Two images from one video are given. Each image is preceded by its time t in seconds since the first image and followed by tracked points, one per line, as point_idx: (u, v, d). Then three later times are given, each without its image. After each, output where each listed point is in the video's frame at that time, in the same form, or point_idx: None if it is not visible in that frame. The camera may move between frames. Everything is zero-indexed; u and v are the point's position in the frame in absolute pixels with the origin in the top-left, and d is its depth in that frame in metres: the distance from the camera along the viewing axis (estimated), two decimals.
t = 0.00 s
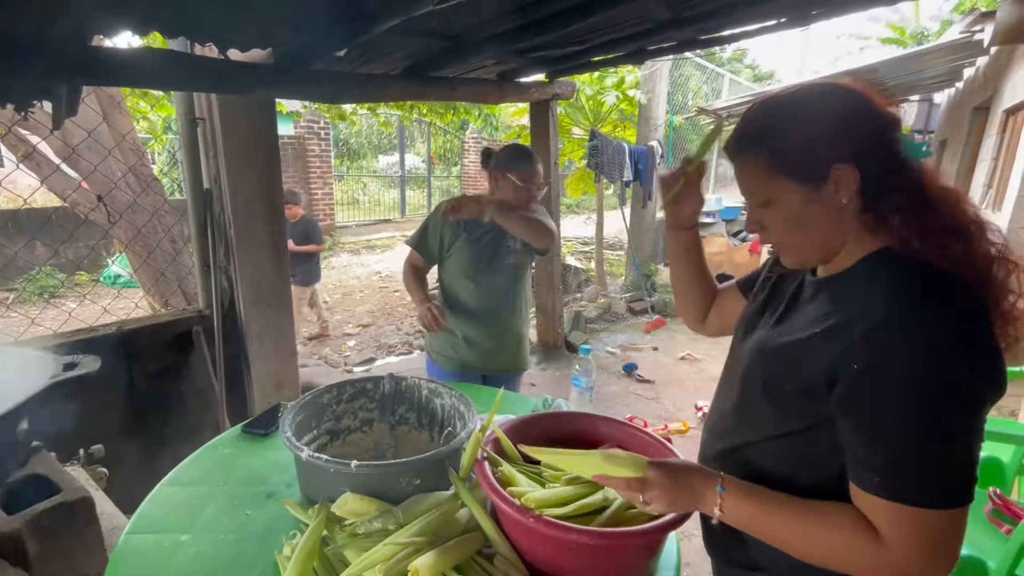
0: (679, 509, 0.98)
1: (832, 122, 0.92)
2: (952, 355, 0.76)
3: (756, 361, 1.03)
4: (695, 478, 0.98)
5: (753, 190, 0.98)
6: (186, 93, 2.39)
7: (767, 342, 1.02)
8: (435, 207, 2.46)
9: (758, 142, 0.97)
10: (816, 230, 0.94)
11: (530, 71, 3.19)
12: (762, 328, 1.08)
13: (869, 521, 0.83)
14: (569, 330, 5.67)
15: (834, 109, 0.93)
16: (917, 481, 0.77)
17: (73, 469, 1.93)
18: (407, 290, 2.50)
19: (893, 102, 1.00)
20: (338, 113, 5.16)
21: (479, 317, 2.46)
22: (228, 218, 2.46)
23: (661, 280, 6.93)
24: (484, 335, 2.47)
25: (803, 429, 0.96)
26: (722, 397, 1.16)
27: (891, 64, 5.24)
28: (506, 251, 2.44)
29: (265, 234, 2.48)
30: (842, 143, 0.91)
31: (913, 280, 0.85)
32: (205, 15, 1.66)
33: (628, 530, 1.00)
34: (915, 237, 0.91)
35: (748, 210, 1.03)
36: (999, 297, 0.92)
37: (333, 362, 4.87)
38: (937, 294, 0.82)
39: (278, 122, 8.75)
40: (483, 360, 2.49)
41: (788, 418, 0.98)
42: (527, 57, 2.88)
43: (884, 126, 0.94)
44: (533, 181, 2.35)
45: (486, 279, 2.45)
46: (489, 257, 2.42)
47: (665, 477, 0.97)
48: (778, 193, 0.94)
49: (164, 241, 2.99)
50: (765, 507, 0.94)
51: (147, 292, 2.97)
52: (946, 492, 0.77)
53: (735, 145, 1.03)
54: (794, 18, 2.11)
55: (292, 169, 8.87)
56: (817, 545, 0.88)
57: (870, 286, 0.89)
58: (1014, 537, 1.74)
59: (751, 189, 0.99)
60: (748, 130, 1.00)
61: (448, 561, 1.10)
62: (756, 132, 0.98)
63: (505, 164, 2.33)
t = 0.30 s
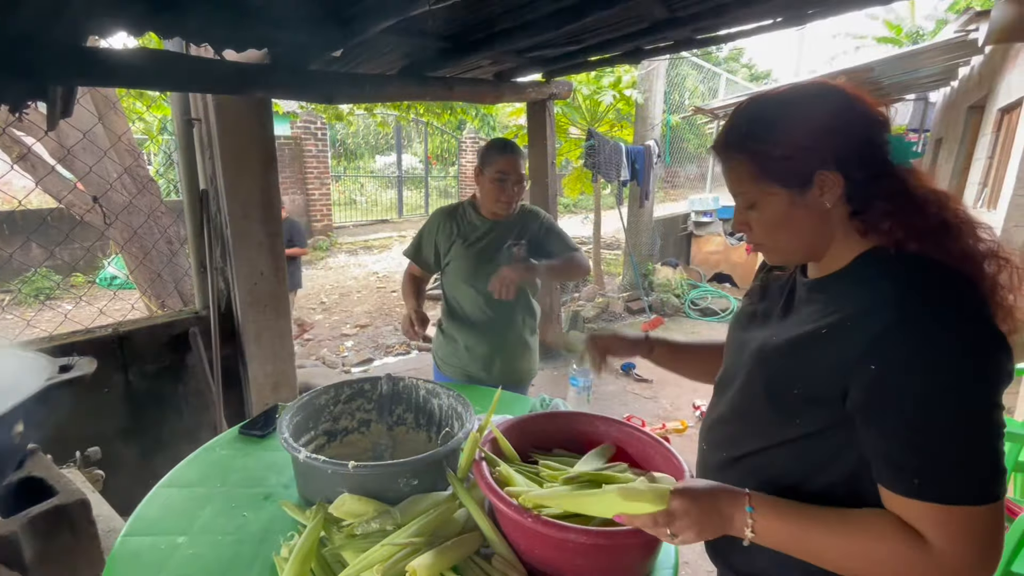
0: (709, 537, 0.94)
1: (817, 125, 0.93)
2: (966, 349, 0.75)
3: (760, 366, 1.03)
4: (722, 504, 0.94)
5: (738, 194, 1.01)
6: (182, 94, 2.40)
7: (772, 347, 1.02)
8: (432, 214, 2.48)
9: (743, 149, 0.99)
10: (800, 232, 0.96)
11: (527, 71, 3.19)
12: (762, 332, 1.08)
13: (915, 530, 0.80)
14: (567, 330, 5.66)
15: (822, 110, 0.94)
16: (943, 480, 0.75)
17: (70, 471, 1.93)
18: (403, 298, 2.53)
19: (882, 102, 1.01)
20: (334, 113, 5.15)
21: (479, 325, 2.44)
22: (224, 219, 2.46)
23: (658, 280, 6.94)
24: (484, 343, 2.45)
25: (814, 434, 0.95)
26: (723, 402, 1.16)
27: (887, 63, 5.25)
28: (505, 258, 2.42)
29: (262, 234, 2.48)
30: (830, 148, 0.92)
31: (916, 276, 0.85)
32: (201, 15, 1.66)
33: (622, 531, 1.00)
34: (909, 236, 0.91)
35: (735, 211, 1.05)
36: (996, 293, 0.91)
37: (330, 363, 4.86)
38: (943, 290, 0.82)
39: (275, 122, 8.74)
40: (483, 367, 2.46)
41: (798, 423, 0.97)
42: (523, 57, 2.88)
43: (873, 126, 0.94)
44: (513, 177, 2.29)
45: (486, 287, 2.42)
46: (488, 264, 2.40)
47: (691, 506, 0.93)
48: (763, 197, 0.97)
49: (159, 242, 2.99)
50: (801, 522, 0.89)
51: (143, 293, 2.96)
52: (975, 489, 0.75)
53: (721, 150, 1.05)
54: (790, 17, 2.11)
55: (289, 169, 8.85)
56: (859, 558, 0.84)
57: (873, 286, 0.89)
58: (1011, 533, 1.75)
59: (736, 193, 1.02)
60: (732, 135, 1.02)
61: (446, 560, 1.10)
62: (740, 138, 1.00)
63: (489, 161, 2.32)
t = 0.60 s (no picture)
0: (736, 542, 0.90)
1: (799, 124, 0.94)
2: (981, 332, 0.76)
3: (765, 369, 1.03)
4: (746, 507, 0.90)
5: (720, 192, 1.02)
6: (176, 95, 2.38)
7: (778, 349, 1.01)
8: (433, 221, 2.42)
9: (725, 150, 1.00)
10: (780, 230, 0.97)
11: (523, 70, 3.19)
12: (757, 334, 1.08)
13: (946, 521, 0.79)
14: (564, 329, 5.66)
15: (803, 109, 0.95)
16: (974, 468, 0.75)
17: (65, 474, 1.92)
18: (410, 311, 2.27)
19: (867, 104, 1.01)
20: (330, 113, 5.15)
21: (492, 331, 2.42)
22: (220, 220, 2.46)
23: (656, 279, 6.95)
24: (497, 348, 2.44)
25: (829, 435, 0.95)
26: (729, 408, 1.15)
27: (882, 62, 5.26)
28: (515, 264, 2.41)
29: (258, 236, 2.47)
30: (814, 147, 0.93)
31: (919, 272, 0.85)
32: (194, 14, 1.65)
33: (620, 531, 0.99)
34: (901, 231, 0.92)
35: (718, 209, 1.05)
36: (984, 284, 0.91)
37: (328, 363, 4.85)
38: (948, 278, 0.82)
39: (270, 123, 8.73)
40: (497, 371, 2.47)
41: (811, 425, 0.97)
42: (519, 56, 2.87)
43: (854, 124, 0.95)
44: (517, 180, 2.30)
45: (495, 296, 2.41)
46: (497, 270, 2.40)
47: (717, 514, 0.88)
48: (746, 196, 0.97)
49: (155, 243, 2.98)
50: (828, 521, 0.87)
51: (139, 294, 2.95)
52: (1003, 473, 0.75)
53: (704, 151, 1.05)
54: (786, 16, 2.11)
55: (286, 170, 8.83)
56: (890, 554, 0.83)
57: (876, 284, 0.89)
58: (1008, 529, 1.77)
59: (718, 191, 1.02)
60: (714, 136, 1.03)
61: (443, 559, 1.10)
62: (723, 138, 1.01)
63: (489, 161, 2.31)
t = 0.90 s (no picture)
0: (746, 548, 0.89)
1: (793, 123, 0.94)
2: (983, 330, 0.77)
3: (766, 369, 1.02)
4: (756, 512, 0.90)
5: (714, 191, 1.02)
6: (171, 96, 2.38)
7: (778, 349, 1.01)
8: (471, 226, 2.12)
9: (720, 148, 1.00)
10: (773, 228, 0.96)
11: (519, 71, 3.19)
12: (753, 335, 1.07)
13: (954, 515, 0.79)
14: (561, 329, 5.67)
15: (797, 108, 0.95)
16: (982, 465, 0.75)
17: (60, 477, 1.91)
18: (453, 322, 1.93)
19: (861, 104, 1.01)
20: (326, 113, 5.14)
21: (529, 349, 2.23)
22: (216, 221, 2.45)
23: (653, 279, 6.95)
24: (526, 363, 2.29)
25: (831, 435, 0.95)
26: (724, 409, 1.14)
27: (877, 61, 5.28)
28: (552, 278, 2.26)
29: (254, 237, 2.47)
30: (808, 146, 0.93)
31: (919, 270, 0.85)
32: (189, 15, 1.65)
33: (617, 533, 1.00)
34: (899, 228, 0.91)
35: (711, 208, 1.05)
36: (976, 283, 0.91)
37: (325, 364, 4.85)
38: (949, 276, 0.82)
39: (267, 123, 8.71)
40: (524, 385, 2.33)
41: (812, 425, 0.97)
42: (515, 57, 2.87)
43: (847, 122, 0.95)
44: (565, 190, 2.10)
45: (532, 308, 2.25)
46: (532, 284, 2.23)
47: (726, 520, 0.87)
48: (738, 194, 0.97)
49: (150, 245, 2.97)
50: (838, 522, 0.87)
51: (134, 296, 2.94)
52: (1011, 468, 0.75)
53: (698, 149, 1.05)
54: (780, 16, 2.11)
55: (282, 170, 8.82)
56: (900, 550, 0.82)
57: (875, 282, 0.89)
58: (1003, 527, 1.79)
59: (711, 190, 1.02)
60: (708, 135, 1.03)
61: (439, 562, 1.10)
62: (717, 137, 1.01)
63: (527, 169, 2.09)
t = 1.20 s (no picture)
0: (731, 546, 0.89)
1: (797, 121, 0.93)
2: (978, 339, 0.76)
3: (761, 370, 1.02)
4: (742, 510, 0.90)
5: (716, 187, 1.01)
6: (166, 96, 2.37)
7: (773, 350, 1.01)
8: (491, 231, 1.95)
9: (722, 143, 1.00)
10: (774, 226, 0.96)
11: (515, 70, 3.18)
12: (750, 335, 1.07)
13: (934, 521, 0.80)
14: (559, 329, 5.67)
15: (801, 106, 0.94)
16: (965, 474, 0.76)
17: (55, 480, 1.90)
18: (464, 332, 1.78)
19: (862, 100, 1.01)
20: (321, 113, 5.13)
21: (543, 365, 2.12)
22: (211, 222, 2.44)
23: (650, 278, 6.96)
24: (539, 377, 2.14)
25: (824, 436, 0.95)
26: (717, 408, 1.15)
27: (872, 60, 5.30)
28: (576, 293, 2.06)
29: (250, 238, 2.46)
30: (812, 144, 0.93)
31: (914, 275, 0.85)
32: (183, 14, 1.64)
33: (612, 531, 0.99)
34: (901, 230, 0.90)
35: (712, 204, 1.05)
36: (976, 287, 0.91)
37: (322, 365, 4.84)
38: (948, 281, 0.82)
39: (263, 124, 8.70)
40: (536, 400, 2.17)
41: (806, 427, 0.97)
42: (511, 56, 2.87)
43: (853, 119, 0.94)
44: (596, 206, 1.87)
45: (549, 327, 2.09)
46: (553, 296, 2.06)
47: (711, 519, 0.87)
48: (740, 191, 0.97)
49: (146, 246, 2.96)
50: (821, 521, 0.88)
51: (130, 298, 2.93)
52: (999, 476, 0.76)
53: (701, 143, 1.05)
54: (776, 16, 2.11)
55: (278, 171, 8.80)
56: (881, 553, 0.83)
57: (869, 286, 0.89)
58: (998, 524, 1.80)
59: (713, 185, 1.02)
60: (710, 130, 1.03)
61: (434, 562, 1.10)
62: (718, 131, 1.00)
63: (557, 180, 1.85)
